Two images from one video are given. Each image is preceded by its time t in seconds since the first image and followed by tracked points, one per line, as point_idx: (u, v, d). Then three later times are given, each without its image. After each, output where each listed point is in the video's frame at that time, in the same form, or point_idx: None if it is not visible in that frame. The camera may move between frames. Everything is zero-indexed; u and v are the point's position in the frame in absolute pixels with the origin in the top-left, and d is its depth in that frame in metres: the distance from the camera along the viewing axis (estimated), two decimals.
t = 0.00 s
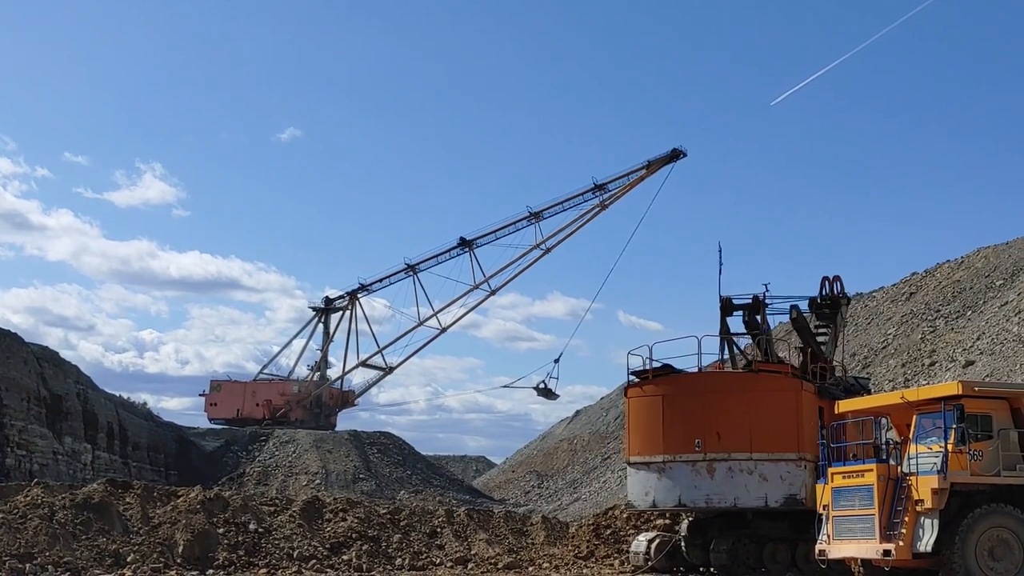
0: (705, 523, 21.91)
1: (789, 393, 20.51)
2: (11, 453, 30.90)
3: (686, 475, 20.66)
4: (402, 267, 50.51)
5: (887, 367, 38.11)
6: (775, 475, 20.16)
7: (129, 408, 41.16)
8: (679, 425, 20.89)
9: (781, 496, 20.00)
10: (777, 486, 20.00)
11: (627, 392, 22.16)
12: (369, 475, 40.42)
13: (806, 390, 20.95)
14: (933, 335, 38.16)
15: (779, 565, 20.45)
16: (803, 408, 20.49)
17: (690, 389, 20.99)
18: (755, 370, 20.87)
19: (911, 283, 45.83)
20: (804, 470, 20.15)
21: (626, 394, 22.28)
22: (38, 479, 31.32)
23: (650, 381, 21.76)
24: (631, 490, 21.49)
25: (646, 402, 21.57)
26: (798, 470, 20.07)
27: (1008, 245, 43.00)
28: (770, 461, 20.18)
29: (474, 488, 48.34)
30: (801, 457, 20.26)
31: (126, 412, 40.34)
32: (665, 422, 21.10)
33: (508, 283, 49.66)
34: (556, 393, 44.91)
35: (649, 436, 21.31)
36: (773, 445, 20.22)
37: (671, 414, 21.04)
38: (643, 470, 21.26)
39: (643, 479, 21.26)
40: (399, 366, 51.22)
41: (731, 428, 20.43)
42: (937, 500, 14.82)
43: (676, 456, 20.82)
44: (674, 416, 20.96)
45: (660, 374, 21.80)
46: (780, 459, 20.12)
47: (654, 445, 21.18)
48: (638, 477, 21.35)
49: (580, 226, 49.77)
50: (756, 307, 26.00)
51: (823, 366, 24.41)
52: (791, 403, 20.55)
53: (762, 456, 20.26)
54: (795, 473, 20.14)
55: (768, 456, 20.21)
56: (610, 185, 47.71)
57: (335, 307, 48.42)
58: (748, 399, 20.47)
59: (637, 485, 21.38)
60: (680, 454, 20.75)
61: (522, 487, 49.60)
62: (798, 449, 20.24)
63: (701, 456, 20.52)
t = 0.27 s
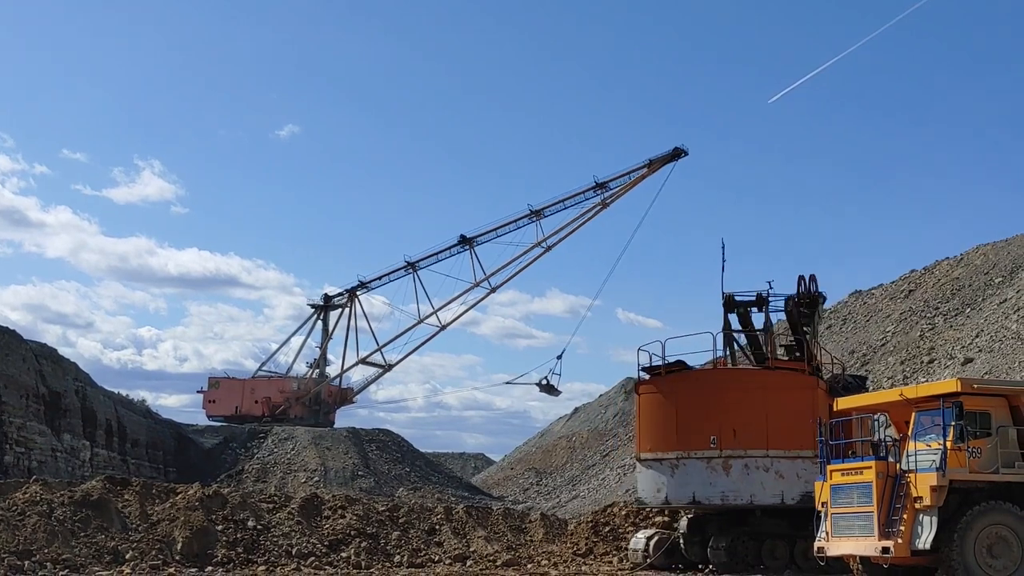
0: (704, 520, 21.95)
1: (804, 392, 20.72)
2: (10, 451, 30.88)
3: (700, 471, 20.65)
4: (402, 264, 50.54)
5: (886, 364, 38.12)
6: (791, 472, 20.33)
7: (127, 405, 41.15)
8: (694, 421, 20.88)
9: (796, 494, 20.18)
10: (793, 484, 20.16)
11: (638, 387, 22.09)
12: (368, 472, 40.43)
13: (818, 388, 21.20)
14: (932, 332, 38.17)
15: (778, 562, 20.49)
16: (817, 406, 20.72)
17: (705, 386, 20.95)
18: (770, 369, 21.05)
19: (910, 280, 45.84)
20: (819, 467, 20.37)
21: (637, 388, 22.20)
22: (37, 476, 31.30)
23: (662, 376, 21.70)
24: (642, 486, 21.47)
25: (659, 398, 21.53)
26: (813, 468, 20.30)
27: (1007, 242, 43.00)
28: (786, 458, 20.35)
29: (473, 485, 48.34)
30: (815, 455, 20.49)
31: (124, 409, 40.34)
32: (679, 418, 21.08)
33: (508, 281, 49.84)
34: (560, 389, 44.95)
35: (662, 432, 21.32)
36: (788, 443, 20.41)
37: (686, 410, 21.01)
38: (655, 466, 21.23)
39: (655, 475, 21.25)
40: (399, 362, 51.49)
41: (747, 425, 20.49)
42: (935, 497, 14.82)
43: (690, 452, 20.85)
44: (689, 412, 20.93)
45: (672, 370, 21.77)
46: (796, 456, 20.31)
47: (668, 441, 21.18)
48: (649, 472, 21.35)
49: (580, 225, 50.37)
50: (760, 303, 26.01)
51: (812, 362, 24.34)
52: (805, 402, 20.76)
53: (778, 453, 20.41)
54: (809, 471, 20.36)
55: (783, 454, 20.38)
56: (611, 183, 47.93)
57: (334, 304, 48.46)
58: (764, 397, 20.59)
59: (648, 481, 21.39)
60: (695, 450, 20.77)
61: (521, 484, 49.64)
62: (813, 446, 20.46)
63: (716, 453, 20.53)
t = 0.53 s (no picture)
0: (703, 516, 21.96)
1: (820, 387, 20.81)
2: (10, 447, 30.90)
3: (717, 467, 20.60)
4: (403, 261, 50.47)
5: (885, 360, 38.09)
6: (808, 467, 20.40)
7: (126, 401, 41.16)
8: (710, 417, 20.86)
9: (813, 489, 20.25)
10: (810, 479, 20.23)
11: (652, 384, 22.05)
12: (367, 468, 40.44)
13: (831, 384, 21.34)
14: (931, 328, 38.14)
15: (778, 558, 20.53)
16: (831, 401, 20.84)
17: (722, 381, 20.92)
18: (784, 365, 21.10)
19: (910, 276, 45.80)
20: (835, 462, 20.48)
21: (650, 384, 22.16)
22: (36, 472, 31.32)
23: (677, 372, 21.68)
24: (657, 482, 21.46)
25: (675, 394, 21.51)
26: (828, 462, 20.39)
27: (1007, 238, 42.96)
28: (803, 454, 20.41)
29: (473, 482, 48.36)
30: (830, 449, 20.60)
31: (124, 405, 40.36)
32: (695, 414, 21.06)
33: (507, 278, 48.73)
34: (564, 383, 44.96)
35: (678, 428, 21.30)
36: (806, 438, 20.44)
37: (702, 406, 21.00)
38: (671, 463, 21.20)
39: (670, 471, 21.24)
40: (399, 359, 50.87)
41: (764, 421, 20.47)
42: (935, 493, 14.80)
43: (706, 447, 20.83)
44: (706, 408, 20.91)
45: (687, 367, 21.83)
46: (813, 451, 20.39)
47: (684, 437, 21.17)
48: (664, 468, 21.34)
49: (581, 222, 48.76)
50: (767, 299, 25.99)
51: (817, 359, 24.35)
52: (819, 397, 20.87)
53: (795, 449, 20.46)
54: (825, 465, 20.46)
55: (800, 450, 20.42)
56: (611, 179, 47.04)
57: (334, 300, 48.46)
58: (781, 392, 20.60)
59: (663, 477, 21.36)
60: (712, 446, 20.73)
61: (521, 480, 49.66)
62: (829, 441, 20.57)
63: (734, 449, 20.49)
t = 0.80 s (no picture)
0: (702, 513, 21.95)
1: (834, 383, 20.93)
2: (9, 443, 30.91)
3: (732, 463, 20.56)
4: (402, 259, 50.45)
5: (884, 356, 38.07)
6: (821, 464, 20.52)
7: (124, 397, 41.15)
8: (725, 412, 20.75)
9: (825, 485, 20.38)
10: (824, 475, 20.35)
11: (664, 378, 21.88)
12: (366, 464, 40.46)
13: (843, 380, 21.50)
14: (930, 325, 38.11)
15: (776, 554, 20.55)
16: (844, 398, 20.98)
17: (736, 376, 20.83)
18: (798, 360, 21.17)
19: (908, 272, 45.76)
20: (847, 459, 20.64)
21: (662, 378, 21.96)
22: (34, 468, 31.32)
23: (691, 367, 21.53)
24: (669, 476, 21.33)
25: (688, 389, 21.37)
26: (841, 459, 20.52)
27: (1006, 235, 42.90)
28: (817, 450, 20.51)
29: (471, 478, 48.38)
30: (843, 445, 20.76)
31: (122, 401, 40.36)
32: (709, 409, 20.94)
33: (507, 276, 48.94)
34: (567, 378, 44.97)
35: (691, 423, 21.20)
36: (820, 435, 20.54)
37: (717, 401, 20.86)
38: (683, 459, 21.10)
39: (683, 466, 21.15)
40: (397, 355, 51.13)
41: (780, 417, 20.50)
42: (934, 489, 14.79)
43: (721, 443, 20.76)
44: (720, 403, 20.79)
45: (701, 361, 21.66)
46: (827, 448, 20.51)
47: (697, 432, 21.08)
48: (678, 463, 21.22)
49: (581, 219, 48.99)
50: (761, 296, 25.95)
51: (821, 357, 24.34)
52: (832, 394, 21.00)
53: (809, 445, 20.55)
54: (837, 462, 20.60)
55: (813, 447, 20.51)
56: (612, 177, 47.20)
57: (333, 296, 48.46)
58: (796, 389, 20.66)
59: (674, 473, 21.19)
60: (727, 442, 20.67)
61: (519, 476, 49.68)
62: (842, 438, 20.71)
63: (749, 444, 20.46)
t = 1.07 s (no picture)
0: (700, 509, 21.94)
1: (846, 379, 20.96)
2: (6, 438, 30.88)
3: (745, 458, 20.62)
4: (401, 254, 50.49)
5: (881, 352, 38.07)
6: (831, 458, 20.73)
7: (122, 392, 41.13)
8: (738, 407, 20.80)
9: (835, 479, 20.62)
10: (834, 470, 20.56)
11: (675, 371, 21.36)
12: (363, 460, 40.47)
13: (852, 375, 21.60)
14: (927, 320, 38.10)
15: (774, 549, 20.44)
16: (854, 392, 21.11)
17: (750, 372, 20.89)
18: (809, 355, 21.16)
19: (906, 268, 45.74)
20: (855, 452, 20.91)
21: (672, 371, 21.46)
22: (32, 464, 31.29)
23: (704, 362, 21.27)
24: (678, 472, 20.89)
25: (701, 384, 21.13)
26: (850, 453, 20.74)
27: (1003, 230, 42.90)
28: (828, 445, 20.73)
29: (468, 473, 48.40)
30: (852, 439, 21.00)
31: (119, 396, 40.35)
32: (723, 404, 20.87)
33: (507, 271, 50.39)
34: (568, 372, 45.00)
35: (703, 417, 20.96)
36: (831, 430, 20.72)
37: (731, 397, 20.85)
38: (693, 453, 20.82)
39: (693, 461, 20.82)
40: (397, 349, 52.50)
41: (792, 414, 20.66)
42: (931, 484, 14.79)
43: (733, 438, 20.77)
44: (734, 399, 20.78)
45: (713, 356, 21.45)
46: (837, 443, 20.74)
47: (709, 427, 20.90)
48: (687, 458, 20.84)
49: (579, 216, 50.26)
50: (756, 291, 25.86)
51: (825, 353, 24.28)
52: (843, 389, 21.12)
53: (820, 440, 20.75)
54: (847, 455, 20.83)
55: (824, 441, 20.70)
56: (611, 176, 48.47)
57: (331, 292, 48.44)
58: (809, 385, 20.78)
59: (683, 468, 20.83)
60: (739, 437, 20.71)
61: (517, 471, 49.72)
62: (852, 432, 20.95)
63: (762, 440, 20.59)
